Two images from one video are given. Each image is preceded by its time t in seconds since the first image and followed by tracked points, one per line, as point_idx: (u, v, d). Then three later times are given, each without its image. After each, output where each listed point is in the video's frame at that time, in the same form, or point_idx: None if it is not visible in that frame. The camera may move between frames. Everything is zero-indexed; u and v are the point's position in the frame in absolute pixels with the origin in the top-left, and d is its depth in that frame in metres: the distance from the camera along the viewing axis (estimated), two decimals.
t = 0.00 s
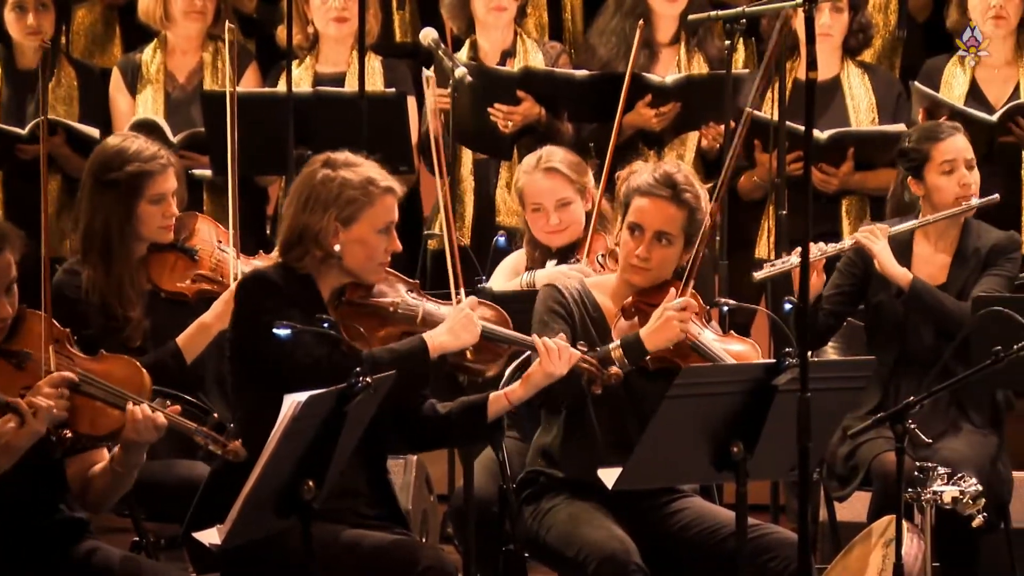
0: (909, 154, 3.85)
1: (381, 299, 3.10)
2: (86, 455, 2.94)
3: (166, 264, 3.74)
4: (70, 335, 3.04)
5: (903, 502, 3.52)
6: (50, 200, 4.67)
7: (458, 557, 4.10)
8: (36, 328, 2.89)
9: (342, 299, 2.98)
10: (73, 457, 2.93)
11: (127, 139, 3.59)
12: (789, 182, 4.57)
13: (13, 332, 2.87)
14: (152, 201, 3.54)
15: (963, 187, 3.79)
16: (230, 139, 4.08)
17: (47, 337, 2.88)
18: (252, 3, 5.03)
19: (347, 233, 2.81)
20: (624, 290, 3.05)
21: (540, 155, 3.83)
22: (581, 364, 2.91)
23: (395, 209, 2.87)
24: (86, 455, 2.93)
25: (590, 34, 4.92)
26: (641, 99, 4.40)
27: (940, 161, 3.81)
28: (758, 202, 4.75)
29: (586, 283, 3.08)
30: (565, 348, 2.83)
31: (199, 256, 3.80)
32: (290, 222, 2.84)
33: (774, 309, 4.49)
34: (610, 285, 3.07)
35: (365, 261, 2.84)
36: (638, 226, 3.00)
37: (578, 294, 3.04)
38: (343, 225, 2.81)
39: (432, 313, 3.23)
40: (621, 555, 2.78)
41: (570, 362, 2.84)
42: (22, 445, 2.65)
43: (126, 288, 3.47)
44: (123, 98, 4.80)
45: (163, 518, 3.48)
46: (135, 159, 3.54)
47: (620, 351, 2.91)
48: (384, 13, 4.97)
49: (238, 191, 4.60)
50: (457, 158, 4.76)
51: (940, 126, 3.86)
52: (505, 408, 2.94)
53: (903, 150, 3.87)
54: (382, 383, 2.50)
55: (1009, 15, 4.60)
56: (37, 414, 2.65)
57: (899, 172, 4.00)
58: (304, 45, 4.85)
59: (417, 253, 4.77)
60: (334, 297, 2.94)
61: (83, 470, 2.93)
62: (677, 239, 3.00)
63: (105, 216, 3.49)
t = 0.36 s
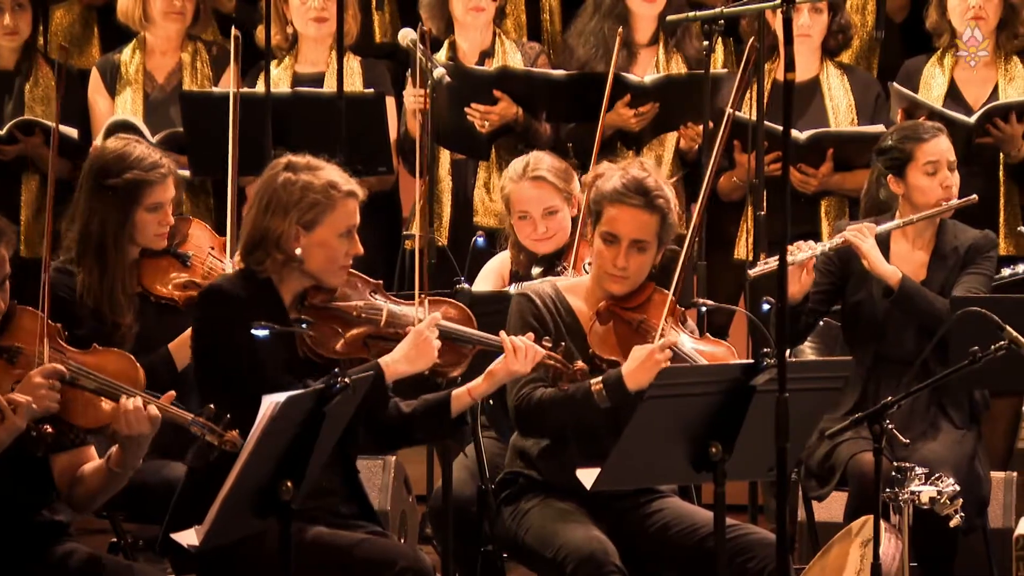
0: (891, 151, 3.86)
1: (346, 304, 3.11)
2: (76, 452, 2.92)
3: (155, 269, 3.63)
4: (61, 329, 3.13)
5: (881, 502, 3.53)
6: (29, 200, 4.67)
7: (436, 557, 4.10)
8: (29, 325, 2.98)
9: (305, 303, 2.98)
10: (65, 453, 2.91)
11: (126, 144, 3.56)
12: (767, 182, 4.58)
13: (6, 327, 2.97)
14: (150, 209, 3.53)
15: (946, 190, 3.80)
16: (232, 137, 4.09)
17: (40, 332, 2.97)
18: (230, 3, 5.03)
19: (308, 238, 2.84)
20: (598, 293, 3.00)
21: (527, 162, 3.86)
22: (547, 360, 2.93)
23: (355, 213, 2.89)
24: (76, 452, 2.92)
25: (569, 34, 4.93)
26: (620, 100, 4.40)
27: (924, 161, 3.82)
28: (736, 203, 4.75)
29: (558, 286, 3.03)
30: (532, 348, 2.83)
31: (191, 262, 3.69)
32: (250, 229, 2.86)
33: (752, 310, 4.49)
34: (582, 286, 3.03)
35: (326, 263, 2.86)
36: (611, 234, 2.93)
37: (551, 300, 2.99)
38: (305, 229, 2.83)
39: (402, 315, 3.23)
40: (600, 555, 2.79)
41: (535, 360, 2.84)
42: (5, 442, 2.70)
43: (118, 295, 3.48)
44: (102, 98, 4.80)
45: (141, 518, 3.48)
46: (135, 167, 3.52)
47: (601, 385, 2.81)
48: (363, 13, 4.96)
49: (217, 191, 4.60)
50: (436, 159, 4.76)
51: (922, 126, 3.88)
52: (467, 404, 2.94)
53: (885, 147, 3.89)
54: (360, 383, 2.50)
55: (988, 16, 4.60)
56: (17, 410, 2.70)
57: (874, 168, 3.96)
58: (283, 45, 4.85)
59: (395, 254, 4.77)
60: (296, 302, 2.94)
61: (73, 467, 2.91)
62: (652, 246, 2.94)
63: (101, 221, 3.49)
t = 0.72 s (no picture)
0: (862, 149, 3.87)
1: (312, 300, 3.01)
2: (67, 450, 2.88)
3: (140, 272, 3.57)
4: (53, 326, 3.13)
5: (858, 503, 3.54)
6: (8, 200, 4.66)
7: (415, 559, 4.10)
8: (23, 321, 2.99)
9: (272, 302, 2.90)
10: (52, 451, 2.87)
11: (127, 153, 3.50)
12: (745, 182, 4.59)
13: None
14: (145, 220, 3.49)
15: (919, 186, 3.81)
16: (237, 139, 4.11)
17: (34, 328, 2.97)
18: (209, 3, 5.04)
19: (263, 238, 2.83)
20: (558, 297, 3.01)
21: (523, 159, 3.79)
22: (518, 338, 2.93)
23: (314, 213, 2.88)
24: (65, 450, 2.88)
25: (547, 35, 4.93)
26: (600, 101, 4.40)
27: (897, 158, 3.83)
28: (715, 204, 4.76)
29: (522, 290, 3.05)
30: (500, 328, 2.82)
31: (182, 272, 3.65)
32: (206, 228, 2.88)
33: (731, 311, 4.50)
34: (546, 289, 3.05)
35: (283, 262, 2.85)
36: (562, 241, 2.94)
37: (514, 303, 3.01)
38: (259, 229, 2.83)
39: (367, 307, 3.15)
40: (578, 556, 2.79)
41: (505, 339, 2.83)
42: None
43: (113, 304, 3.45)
44: (81, 98, 4.79)
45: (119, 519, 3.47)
46: (134, 178, 3.46)
47: (564, 389, 2.82)
48: (341, 14, 4.96)
49: (195, 193, 4.60)
50: (414, 160, 4.76)
51: (893, 123, 3.89)
52: (448, 391, 2.93)
53: (856, 145, 3.89)
54: (339, 383, 2.50)
55: (964, 16, 4.60)
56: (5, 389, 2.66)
57: (841, 167, 4.00)
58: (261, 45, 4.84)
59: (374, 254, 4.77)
60: (267, 301, 2.91)
61: (61, 465, 2.87)
62: (604, 250, 2.94)
63: (97, 229, 3.45)
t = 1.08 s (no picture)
0: (827, 150, 3.89)
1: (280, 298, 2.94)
2: (53, 458, 2.87)
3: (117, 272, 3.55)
4: (51, 332, 3.00)
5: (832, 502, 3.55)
6: None
7: (390, 560, 4.10)
8: (15, 328, 2.86)
9: (240, 304, 2.89)
10: (39, 459, 2.86)
11: (105, 149, 3.39)
12: (719, 183, 4.60)
13: None
14: (124, 216, 3.39)
15: (885, 184, 3.81)
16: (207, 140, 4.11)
17: (26, 334, 2.85)
18: (183, 4, 5.04)
19: (225, 240, 2.84)
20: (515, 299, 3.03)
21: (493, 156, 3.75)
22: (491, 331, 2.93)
23: (281, 216, 2.87)
24: (52, 457, 2.86)
25: (522, 36, 4.93)
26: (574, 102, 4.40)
27: (862, 158, 3.84)
28: (689, 204, 4.77)
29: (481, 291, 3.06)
30: (468, 321, 2.82)
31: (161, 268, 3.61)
32: (172, 228, 2.89)
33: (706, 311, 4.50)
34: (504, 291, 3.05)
35: (246, 263, 2.86)
36: (514, 246, 2.94)
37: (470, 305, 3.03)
38: (221, 232, 2.84)
39: (340, 301, 3.02)
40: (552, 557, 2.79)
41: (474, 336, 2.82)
42: None
43: (96, 305, 3.33)
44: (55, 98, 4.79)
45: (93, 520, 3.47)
46: (111, 173, 3.36)
47: (515, 396, 2.85)
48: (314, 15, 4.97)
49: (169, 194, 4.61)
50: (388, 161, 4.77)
51: (859, 122, 3.90)
52: (420, 385, 2.92)
53: (821, 147, 3.91)
54: (313, 383, 2.50)
55: (937, 17, 4.60)
56: None
57: (810, 168, 4.00)
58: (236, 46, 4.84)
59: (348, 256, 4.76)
60: (236, 302, 2.89)
61: (48, 474, 2.87)
62: (557, 251, 2.94)
63: (76, 227, 3.34)
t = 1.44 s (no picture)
0: (795, 160, 3.88)
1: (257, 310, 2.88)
2: (29, 475, 2.81)
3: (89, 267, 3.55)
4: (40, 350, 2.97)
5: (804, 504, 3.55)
6: None
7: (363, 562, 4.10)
8: (10, 341, 2.84)
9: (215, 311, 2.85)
10: (15, 475, 2.80)
11: (63, 141, 3.40)
12: (693, 186, 4.60)
13: None
14: (88, 207, 3.39)
15: (853, 189, 3.82)
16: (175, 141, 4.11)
17: (20, 349, 2.83)
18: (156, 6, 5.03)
19: (201, 251, 2.82)
20: (483, 306, 3.02)
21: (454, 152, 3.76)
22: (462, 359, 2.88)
23: (258, 233, 2.85)
24: (29, 474, 2.81)
25: (495, 38, 4.94)
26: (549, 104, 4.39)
27: (827, 164, 3.84)
28: (662, 207, 4.77)
29: (447, 299, 3.06)
30: (443, 349, 2.81)
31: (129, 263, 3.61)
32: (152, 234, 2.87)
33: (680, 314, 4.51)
34: (472, 296, 3.05)
35: (220, 278, 2.83)
36: (487, 257, 2.94)
37: (438, 313, 3.03)
38: (197, 243, 2.82)
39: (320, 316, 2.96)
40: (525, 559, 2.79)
41: (445, 362, 2.82)
42: None
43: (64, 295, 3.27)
44: (29, 100, 4.77)
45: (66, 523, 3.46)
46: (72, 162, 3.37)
47: (472, 390, 2.90)
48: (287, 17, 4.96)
49: (143, 196, 4.60)
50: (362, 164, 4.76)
51: (824, 128, 3.89)
52: (389, 406, 2.95)
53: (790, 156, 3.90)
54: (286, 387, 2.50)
55: (909, 20, 4.62)
56: None
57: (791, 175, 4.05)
58: (211, 48, 4.83)
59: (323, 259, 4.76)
60: (213, 309, 2.86)
61: (24, 490, 2.80)
62: (530, 256, 2.95)
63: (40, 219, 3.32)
